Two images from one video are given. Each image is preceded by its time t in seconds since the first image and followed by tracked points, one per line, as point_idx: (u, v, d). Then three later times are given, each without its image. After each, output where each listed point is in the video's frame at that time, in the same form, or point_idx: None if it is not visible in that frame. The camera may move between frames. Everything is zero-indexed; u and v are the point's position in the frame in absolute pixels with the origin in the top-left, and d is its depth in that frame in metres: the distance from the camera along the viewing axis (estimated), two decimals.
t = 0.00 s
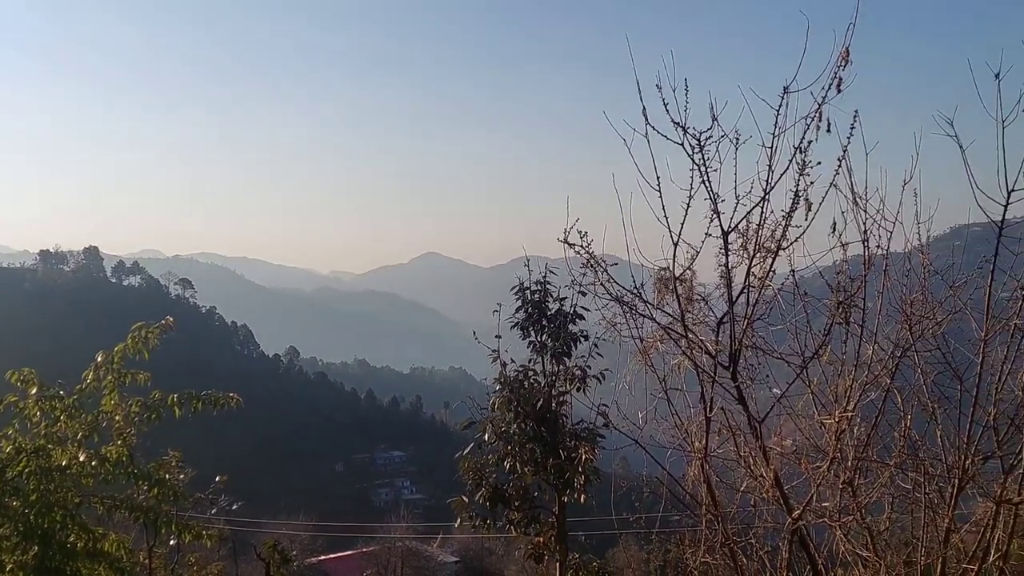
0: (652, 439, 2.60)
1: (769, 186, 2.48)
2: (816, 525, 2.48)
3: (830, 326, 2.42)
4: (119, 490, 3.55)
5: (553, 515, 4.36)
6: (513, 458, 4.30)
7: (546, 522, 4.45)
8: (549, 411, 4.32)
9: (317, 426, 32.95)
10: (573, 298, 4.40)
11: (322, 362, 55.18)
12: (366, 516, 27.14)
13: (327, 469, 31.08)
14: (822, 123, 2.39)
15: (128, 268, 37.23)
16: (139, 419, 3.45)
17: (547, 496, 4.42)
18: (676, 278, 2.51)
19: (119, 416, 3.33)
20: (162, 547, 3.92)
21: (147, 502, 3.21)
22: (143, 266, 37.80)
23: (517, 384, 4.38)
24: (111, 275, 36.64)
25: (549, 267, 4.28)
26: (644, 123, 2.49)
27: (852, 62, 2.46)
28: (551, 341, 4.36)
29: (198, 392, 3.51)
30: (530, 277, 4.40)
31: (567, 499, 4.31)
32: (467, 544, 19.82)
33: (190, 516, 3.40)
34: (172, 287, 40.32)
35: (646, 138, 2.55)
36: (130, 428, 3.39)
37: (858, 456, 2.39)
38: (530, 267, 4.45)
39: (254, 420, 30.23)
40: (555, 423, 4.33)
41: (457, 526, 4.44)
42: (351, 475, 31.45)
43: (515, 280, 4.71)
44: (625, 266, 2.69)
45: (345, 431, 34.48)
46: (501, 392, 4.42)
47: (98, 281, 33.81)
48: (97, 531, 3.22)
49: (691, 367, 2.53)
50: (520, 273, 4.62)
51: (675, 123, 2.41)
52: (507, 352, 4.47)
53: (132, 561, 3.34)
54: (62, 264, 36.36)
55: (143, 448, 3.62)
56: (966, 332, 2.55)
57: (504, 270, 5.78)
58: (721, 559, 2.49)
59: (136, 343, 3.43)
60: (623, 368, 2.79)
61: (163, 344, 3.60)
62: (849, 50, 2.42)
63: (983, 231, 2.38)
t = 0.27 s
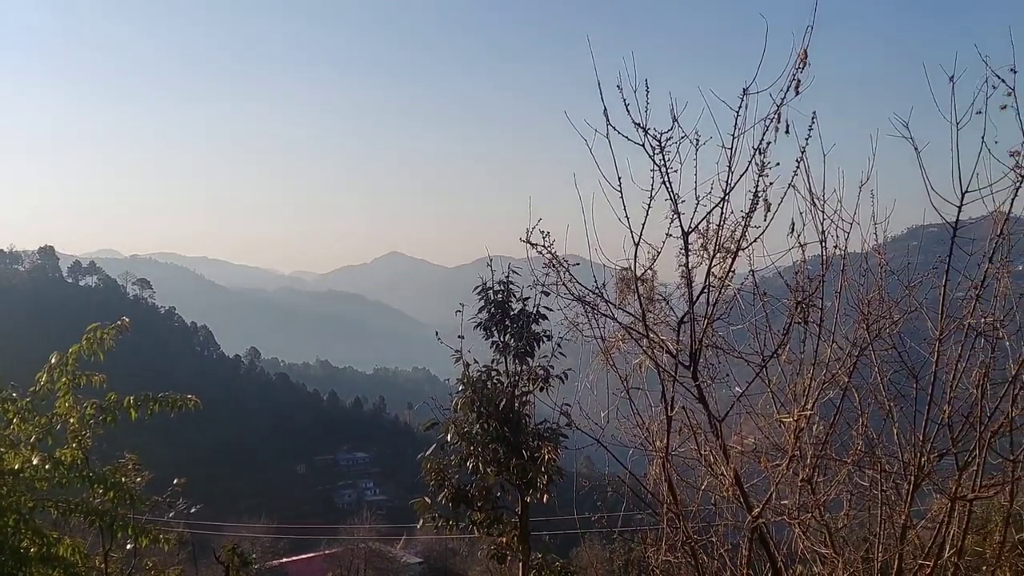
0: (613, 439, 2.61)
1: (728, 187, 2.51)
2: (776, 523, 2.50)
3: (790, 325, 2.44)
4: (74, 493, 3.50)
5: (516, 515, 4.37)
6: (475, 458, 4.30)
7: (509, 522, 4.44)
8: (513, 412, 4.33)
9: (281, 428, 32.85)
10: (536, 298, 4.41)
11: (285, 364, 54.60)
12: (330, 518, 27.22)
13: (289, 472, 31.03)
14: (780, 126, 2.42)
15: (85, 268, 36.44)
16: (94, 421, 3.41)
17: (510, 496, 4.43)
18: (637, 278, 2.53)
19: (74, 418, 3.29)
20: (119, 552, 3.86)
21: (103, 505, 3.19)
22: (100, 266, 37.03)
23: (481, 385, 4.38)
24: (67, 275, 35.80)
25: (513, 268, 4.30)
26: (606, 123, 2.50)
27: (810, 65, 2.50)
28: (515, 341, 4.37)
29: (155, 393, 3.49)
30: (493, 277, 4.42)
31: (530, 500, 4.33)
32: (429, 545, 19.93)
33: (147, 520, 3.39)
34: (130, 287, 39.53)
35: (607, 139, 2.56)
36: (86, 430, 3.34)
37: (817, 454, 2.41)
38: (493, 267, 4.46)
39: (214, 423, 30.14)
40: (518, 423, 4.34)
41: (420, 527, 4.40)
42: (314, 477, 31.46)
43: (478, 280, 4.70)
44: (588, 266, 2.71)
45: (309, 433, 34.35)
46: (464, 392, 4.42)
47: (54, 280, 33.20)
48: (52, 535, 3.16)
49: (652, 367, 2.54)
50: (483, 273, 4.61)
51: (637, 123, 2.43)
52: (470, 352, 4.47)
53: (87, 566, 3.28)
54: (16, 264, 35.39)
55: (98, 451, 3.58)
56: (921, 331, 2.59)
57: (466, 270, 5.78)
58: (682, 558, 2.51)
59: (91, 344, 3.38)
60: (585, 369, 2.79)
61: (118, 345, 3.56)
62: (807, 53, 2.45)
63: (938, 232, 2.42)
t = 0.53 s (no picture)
0: (582, 439, 2.61)
1: (696, 188, 2.53)
2: (743, 521, 2.52)
3: (756, 325, 2.46)
4: (35, 497, 3.44)
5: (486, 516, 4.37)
6: (445, 459, 4.29)
7: (479, 523, 4.44)
8: (482, 412, 4.34)
9: (248, 431, 32.58)
10: (506, 298, 4.41)
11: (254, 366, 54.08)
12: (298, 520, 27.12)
13: (256, 475, 30.82)
14: (746, 126, 2.44)
15: (48, 269, 35.80)
16: (56, 425, 3.37)
17: (480, 496, 4.43)
18: (606, 278, 2.54)
19: (35, 421, 3.24)
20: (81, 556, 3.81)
21: (65, 510, 3.16)
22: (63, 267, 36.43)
23: (450, 385, 4.37)
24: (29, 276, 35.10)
25: (483, 268, 4.30)
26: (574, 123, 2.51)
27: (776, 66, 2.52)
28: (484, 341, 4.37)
29: (118, 395, 3.45)
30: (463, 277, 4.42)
31: (499, 500, 4.34)
32: (400, 546, 20.01)
33: (110, 523, 3.34)
34: (93, 288, 38.86)
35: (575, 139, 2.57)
36: (47, 434, 3.29)
37: (783, 452, 2.43)
38: (463, 267, 4.45)
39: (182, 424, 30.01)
40: (488, 423, 4.35)
41: (388, 529, 4.39)
42: (281, 480, 31.26)
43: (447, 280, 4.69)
44: (557, 265, 2.71)
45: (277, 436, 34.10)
46: (433, 393, 4.42)
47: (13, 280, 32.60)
48: (12, 539, 3.12)
49: (620, 366, 2.55)
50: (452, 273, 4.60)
51: (605, 123, 2.43)
52: (439, 352, 4.46)
53: (48, 571, 3.23)
54: None
55: (60, 455, 3.52)
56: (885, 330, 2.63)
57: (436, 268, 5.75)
58: (650, 556, 2.53)
59: (52, 346, 3.33)
60: (554, 369, 2.79)
61: (80, 345, 3.51)
62: (773, 54, 2.48)
63: (901, 231, 2.45)
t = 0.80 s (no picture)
0: (546, 439, 2.62)
1: (658, 188, 2.55)
2: (705, 519, 2.54)
3: (718, 324, 2.48)
4: None
5: (450, 516, 4.38)
6: (409, 459, 4.29)
7: (443, 524, 4.44)
8: (446, 413, 4.33)
9: (212, 434, 32.36)
10: (471, 298, 4.42)
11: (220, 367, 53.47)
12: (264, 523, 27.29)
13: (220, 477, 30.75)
14: (707, 126, 2.47)
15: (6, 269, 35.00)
16: (12, 428, 3.32)
17: (444, 497, 4.42)
18: (570, 278, 2.54)
19: None
20: (39, 559, 3.75)
21: (20, 515, 3.13)
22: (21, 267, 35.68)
23: (414, 386, 4.37)
24: None
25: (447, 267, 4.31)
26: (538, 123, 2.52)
27: (737, 67, 2.55)
28: (449, 342, 4.38)
29: (75, 399, 3.41)
30: (427, 277, 4.43)
31: (464, 501, 4.34)
32: (365, 548, 20.03)
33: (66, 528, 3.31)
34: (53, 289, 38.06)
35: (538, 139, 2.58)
36: (2, 438, 3.24)
37: (745, 450, 2.45)
38: (427, 267, 4.45)
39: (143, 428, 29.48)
40: (453, 424, 4.34)
41: (352, 530, 4.43)
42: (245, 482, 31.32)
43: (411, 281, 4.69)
44: (521, 265, 2.72)
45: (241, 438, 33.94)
46: (397, 394, 4.40)
47: None
48: None
49: (585, 365, 2.56)
50: (416, 273, 4.60)
51: (568, 123, 2.44)
52: (403, 353, 4.45)
53: None
54: None
55: (17, 458, 3.47)
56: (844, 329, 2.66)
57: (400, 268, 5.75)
58: (614, 556, 2.53)
59: (7, 348, 3.28)
60: (518, 369, 2.79)
61: (36, 347, 3.45)
62: (733, 55, 2.50)
63: (859, 230, 2.48)
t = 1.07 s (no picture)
0: (515, 442, 2.62)
1: (626, 192, 2.57)
2: (674, 521, 2.55)
3: (686, 326, 2.51)
4: None
5: (420, 521, 4.38)
6: (378, 464, 4.28)
7: (413, 527, 4.46)
8: (416, 416, 4.33)
9: (180, 437, 32.06)
10: (440, 301, 4.42)
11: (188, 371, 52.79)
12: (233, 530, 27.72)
13: (185, 483, 30.75)
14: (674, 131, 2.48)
15: None
16: None
17: (413, 500, 4.42)
18: (539, 281, 2.55)
19: None
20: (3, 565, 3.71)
21: None
22: None
23: (383, 389, 4.36)
24: None
25: (415, 269, 4.29)
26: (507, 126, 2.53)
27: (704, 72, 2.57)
28: (418, 345, 4.39)
29: (39, 403, 3.37)
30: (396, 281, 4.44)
31: (434, 504, 4.34)
32: (335, 553, 19.99)
33: (30, 534, 3.28)
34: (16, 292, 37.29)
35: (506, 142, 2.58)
36: None
37: (713, 452, 2.46)
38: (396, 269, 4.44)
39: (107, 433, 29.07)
40: (423, 428, 4.35)
41: (321, 536, 4.39)
42: (211, 488, 31.56)
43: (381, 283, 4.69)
44: (490, 267, 2.72)
45: (208, 442, 33.73)
46: (367, 397, 4.40)
47: None
48: None
49: (554, 368, 2.56)
50: (386, 277, 4.61)
51: (537, 126, 2.46)
52: (372, 356, 4.46)
53: None
54: None
55: None
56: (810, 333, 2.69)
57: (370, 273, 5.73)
58: (583, 558, 2.54)
59: None
60: (487, 371, 2.78)
61: None
62: (700, 60, 2.53)
63: (825, 234, 2.51)
